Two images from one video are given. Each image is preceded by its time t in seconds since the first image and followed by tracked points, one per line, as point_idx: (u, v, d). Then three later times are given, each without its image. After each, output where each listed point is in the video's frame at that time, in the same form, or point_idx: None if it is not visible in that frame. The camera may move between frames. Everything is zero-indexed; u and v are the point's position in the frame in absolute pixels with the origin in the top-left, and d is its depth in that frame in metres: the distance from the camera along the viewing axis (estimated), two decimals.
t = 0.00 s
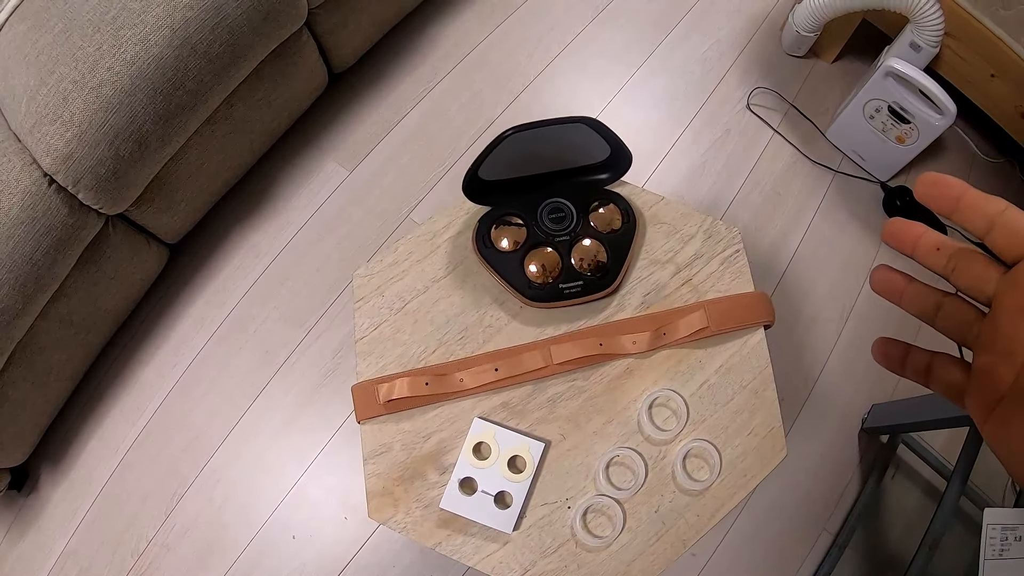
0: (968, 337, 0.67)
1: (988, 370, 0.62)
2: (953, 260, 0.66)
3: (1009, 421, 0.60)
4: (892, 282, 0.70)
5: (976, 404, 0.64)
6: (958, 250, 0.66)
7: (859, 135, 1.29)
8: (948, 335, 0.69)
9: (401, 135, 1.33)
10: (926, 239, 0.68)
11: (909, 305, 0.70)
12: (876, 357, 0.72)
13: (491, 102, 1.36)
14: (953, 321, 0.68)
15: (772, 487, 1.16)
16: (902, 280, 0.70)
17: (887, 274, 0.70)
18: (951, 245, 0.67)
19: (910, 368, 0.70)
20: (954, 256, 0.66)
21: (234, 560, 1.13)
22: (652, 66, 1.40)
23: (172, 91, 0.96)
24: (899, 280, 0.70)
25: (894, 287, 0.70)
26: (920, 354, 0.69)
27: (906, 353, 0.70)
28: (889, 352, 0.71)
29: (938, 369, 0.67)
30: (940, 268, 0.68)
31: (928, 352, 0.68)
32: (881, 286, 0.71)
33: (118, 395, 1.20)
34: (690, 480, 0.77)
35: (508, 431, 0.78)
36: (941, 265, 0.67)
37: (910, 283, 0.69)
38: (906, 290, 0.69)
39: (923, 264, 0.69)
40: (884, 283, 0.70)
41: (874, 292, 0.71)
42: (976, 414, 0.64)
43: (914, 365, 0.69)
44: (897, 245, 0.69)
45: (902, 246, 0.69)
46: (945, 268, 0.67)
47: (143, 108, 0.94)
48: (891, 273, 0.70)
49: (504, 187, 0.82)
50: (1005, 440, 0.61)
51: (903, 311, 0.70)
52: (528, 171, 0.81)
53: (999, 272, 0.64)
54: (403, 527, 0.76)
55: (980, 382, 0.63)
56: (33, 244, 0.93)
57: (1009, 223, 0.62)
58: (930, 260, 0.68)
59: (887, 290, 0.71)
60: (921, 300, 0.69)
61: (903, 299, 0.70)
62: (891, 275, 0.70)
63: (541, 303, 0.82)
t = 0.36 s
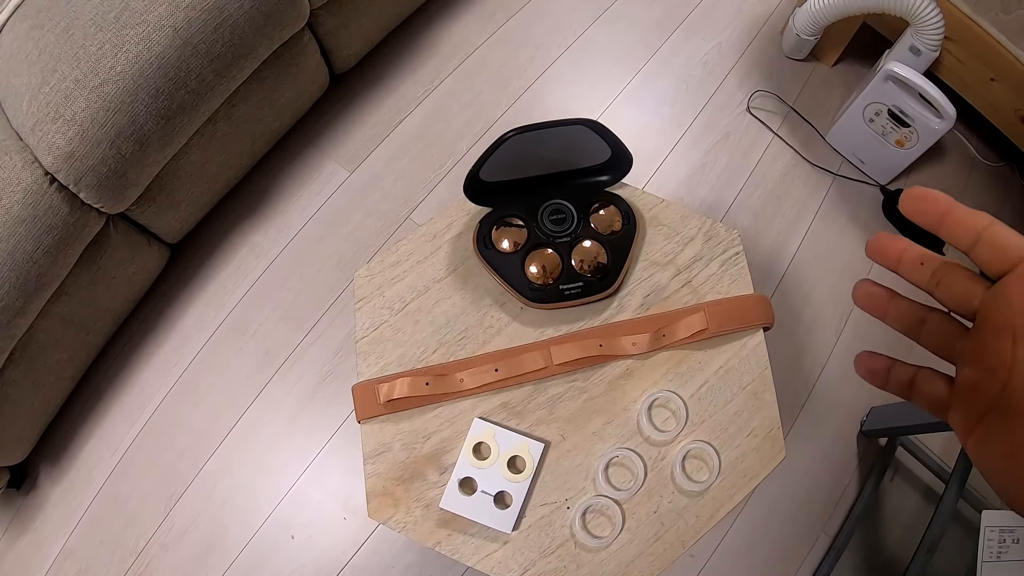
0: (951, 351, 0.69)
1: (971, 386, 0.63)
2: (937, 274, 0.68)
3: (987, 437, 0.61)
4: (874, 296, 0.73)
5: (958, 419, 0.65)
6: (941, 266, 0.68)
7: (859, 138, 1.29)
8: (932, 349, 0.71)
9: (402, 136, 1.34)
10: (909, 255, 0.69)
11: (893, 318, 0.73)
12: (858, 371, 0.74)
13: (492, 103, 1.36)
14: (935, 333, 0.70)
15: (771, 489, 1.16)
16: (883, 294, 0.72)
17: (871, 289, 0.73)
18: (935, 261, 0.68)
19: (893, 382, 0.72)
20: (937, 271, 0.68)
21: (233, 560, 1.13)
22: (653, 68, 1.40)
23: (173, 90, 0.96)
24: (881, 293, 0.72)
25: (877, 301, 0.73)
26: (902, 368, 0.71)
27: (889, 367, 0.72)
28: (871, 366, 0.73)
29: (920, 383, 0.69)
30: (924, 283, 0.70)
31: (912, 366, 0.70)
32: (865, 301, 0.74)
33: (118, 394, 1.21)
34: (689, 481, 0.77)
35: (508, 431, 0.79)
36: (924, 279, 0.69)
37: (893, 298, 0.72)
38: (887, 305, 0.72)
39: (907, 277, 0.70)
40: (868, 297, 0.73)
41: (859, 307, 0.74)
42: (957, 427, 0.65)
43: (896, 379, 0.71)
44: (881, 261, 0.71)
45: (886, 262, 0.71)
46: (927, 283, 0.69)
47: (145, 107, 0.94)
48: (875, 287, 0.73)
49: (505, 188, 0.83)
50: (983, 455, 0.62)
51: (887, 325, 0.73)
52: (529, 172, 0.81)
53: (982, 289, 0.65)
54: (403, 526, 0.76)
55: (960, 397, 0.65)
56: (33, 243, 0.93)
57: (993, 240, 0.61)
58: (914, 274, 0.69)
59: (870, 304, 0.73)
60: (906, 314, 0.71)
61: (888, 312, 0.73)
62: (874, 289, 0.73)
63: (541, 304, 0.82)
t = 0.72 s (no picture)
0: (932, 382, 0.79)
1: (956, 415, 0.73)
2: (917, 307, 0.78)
3: (970, 469, 0.70)
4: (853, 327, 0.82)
5: (943, 449, 0.74)
6: (921, 301, 0.78)
7: (857, 145, 1.30)
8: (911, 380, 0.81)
9: (402, 140, 1.34)
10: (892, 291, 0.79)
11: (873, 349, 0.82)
12: (842, 397, 0.81)
13: (492, 108, 1.37)
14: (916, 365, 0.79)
15: (768, 494, 1.17)
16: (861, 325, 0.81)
17: (849, 322, 0.82)
18: (915, 295, 0.78)
19: (877, 408, 0.79)
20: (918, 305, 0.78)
21: (231, 562, 1.14)
22: (652, 74, 1.41)
23: (174, 94, 0.96)
24: (859, 325, 0.81)
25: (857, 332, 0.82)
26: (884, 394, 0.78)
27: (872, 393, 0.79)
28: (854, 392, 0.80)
29: (905, 409, 0.77)
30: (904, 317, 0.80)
31: (896, 392, 0.78)
32: (846, 332, 0.82)
33: (117, 396, 1.21)
34: (685, 488, 0.78)
35: (506, 438, 0.79)
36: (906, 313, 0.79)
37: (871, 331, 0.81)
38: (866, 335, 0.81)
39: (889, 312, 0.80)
40: (846, 329, 0.82)
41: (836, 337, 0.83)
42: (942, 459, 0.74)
43: (881, 405, 0.79)
44: (862, 296, 0.80)
45: (867, 296, 0.80)
46: (909, 317, 0.79)
47: (146, 111, 0.95)
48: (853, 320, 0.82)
49: (505, 197, 0.83)
50: (967, 484, 0.71)
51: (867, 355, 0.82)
52: (529, 180, 0.82)
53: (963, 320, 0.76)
54: (402, 532, 0.77)
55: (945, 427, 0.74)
56: (32, 246, 0.94)
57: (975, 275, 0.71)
58: (896, 308, 0.79)
59: (850, 335, 0.82)
60: (885, 345, 0.81)
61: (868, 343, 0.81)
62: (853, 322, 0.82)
63: (540, 312, 0.82)
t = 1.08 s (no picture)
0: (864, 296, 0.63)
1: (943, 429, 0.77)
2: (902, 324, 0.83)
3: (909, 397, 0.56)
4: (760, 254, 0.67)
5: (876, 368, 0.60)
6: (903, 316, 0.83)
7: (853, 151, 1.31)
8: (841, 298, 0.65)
9: (401, 145, 1.35)
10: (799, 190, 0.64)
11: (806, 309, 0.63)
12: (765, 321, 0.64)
13: (491, 113, 1.37)
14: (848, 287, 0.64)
15: (764, 498, 1.17)
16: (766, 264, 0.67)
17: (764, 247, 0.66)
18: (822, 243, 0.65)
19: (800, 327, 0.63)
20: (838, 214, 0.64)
21: (229, 566, 1.14)
22: (649, 80, 1.42)
23: (173, 99, 0.97)
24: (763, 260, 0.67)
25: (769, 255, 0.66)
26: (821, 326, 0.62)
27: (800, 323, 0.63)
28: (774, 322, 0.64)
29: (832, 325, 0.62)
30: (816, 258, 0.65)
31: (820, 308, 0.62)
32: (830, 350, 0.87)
33: (116, 399, 1.21)
34: (682, 492, 0.79)
35: (503, 442, 0.80)
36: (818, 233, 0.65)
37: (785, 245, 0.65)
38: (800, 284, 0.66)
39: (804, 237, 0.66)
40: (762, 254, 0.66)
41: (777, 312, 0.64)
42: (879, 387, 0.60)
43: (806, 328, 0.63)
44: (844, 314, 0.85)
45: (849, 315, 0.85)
46: (831, 219, 0.65)
47: (146, 116, 0.95)
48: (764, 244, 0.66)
49: (502, 203, 0.84)
50: (908, 402, 0.57)
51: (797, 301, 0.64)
52: (526, 187, 0.83)
53: (893, 224, 0.62)
54: (400, 535, 0.77)
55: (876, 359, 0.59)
56: (32, 249, 0.94)
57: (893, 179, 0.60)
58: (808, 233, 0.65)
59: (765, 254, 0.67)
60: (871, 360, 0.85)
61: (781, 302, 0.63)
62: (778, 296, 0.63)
63: (537, 317, 0.83)
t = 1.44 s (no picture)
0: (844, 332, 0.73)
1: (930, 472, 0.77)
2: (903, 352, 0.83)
3: (883, 419, 0.66)
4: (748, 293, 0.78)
5: (855, 396, 0.69)
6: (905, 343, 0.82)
7: (853, 152, 1.31)
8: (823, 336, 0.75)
9: (401, 145, 1.35)
10: (786, 249, 0.75)
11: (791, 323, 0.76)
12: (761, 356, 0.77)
13: (491, 113, 1.37)
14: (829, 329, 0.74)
15: (764, 498, 1.17)
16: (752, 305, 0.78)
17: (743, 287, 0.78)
18: (813, 249, 0.75)
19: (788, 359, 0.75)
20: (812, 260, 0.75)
21: (229, 566, 1.14)
22: (650, 80, 1.42)
23: (174, 98, 0.97)
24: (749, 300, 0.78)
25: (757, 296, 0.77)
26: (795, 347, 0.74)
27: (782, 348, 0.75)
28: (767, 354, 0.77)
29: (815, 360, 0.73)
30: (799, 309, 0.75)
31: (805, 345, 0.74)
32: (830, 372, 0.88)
33: (115, 399, 1.21)
34: (683, 492, 0.78)
35: (505, 441, 0.80)
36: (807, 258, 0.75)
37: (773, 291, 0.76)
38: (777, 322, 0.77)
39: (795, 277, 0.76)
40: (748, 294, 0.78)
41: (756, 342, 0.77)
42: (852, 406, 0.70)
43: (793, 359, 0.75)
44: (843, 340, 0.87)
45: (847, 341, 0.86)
46: (809, 273, 0.75)
47: (146, 115, 0.95)
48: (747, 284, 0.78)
49: (504, 203, 0.84)
50: (881, 431, 0.66)
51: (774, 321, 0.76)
52: (527, 187, 0.83)
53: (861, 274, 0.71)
54: (401, 534, 0.77)
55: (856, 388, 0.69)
56: (32, 248, 0.94)
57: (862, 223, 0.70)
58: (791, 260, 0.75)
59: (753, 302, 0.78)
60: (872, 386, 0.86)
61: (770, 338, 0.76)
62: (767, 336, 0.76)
63: (538, 316, 0.83)
